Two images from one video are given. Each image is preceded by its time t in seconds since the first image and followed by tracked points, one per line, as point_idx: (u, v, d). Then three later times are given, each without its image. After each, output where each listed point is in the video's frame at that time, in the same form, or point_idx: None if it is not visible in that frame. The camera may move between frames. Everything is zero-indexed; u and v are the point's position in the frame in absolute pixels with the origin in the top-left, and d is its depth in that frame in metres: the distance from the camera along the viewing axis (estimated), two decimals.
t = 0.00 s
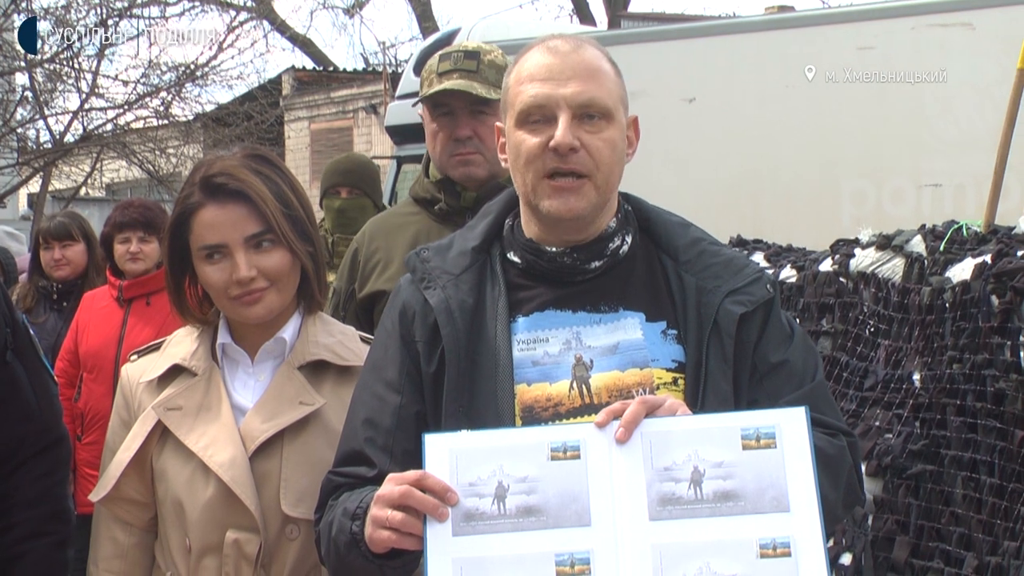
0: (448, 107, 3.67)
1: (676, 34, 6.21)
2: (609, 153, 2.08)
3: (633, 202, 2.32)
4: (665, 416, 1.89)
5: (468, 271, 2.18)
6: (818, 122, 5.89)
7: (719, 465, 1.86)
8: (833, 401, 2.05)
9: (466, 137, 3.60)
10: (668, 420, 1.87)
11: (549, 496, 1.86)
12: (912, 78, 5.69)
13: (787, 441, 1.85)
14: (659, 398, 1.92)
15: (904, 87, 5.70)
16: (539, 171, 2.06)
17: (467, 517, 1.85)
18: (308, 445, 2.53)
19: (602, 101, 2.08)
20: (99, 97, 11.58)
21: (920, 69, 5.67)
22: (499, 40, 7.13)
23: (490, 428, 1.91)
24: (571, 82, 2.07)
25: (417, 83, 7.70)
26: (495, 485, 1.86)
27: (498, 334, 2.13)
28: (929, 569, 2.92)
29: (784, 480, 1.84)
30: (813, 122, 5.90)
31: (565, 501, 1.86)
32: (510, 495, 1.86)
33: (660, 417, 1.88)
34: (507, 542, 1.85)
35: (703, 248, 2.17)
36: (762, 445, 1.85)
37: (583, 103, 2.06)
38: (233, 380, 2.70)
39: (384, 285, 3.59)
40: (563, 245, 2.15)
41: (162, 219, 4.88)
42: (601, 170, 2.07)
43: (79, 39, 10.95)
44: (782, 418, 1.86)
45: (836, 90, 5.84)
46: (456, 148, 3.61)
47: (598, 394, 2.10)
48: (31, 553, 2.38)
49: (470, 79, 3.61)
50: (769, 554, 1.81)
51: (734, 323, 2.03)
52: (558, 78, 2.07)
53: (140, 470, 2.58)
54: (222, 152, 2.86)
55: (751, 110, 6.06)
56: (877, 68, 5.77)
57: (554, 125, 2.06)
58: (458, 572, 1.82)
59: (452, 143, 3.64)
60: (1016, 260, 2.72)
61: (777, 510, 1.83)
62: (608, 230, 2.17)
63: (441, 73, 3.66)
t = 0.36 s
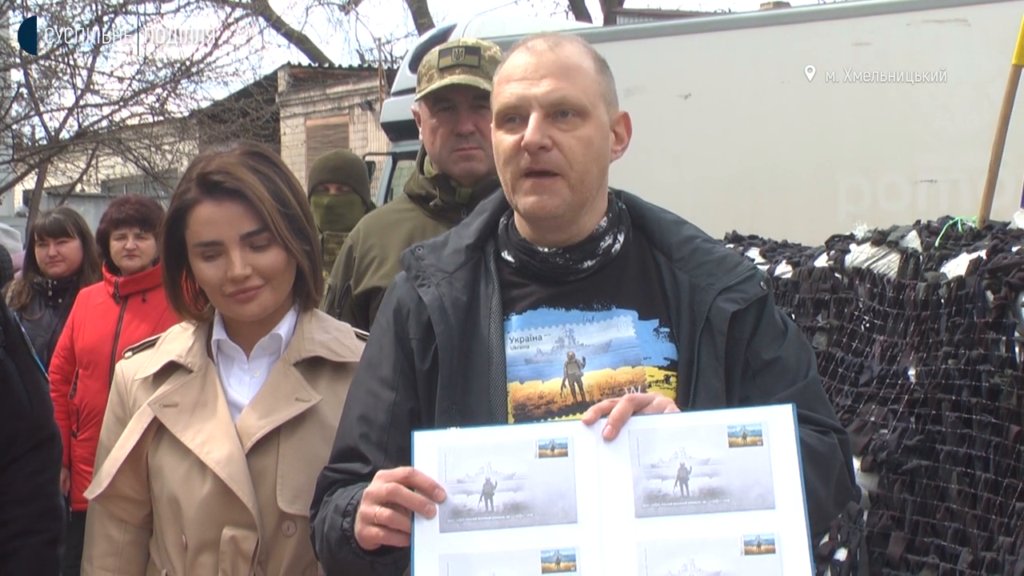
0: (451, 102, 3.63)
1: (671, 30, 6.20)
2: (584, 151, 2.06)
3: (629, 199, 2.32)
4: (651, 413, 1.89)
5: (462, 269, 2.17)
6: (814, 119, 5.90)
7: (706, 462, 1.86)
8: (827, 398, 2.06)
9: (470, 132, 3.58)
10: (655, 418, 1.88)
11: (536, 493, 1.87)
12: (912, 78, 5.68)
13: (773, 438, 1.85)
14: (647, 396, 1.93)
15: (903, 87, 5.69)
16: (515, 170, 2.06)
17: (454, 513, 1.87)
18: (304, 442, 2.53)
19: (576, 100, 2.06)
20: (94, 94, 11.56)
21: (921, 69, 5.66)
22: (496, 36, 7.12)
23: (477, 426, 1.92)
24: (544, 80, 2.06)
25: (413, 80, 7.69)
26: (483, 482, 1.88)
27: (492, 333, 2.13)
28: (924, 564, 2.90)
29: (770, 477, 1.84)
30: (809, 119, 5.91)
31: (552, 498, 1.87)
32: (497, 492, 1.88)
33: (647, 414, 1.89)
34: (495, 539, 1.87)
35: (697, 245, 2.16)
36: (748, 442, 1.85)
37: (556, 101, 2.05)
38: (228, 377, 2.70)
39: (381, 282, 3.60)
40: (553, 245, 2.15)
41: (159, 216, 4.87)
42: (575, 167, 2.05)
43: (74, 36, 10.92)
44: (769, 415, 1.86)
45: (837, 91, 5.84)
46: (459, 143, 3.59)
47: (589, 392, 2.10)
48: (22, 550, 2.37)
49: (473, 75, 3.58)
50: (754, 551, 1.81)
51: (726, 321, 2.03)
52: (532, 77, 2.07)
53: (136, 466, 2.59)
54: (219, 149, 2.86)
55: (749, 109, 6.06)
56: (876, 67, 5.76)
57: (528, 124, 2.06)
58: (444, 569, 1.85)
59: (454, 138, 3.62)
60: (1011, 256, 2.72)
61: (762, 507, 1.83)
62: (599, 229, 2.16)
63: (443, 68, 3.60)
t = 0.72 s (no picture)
0: (444, 99, 3.61)
1: (667, 27, 6.21)
2: (553, 147, 2.05)
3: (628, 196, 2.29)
4: (632, 408, 1.90)
5: (457, 265, 2.19)
6: (809, 117, 5.91)
7: (684, 457, 1.85)
8: (819, 394, 2.07)
9: (463, 130, 3.59)
10: (635, 413, 1.88)
11: (517, 486, 1.88)
12: (912, 78, 5.69)
13: (753, 433, 1.84)
14: (629, 391, 1.93)
15: (903, 87, 5.72)
16: (489, 169, 2.09)
17: (433, 505, 1.88)
18: (301, 439, 2.53)
19: (543, 96, 2.05)
20: (89, 91, 11.55)
21: (921, 69, 5.68)
22: (491, 33, 7.12)
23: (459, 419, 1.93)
24: (514, 78, 2.06)
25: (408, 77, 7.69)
26: (463, 475, 1.88)
27: (485, 330, 2.15)
28: (918, 562, 2.91)
29: (748, 472, 1.83)
30: (805, 117, 5.92)
31: (531, 490, 1.87)
32: (477, 485, 1.88)
33: (629, 409, 1.89)
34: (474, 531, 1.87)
35: (693, 242, 2.16)
36: (728, 437, 1.85)
37: (523, 99, 2.05)
38: (224, 374, 2.70)
39: (375, 279, 3.60)
40: (546, 240, 2.15)
41: (155, 213, 4.87)
42: (545, 163, 2.05)
43: (69, 33, 10.91)
44: (750, 410, 1.85)
45: (838, 92, 5.85)
46: (452, 141, 3.59)
47: (580, 387, 2.11)
48: (17, 549, 2.38)
49: (466, 71, 3.56)
50: (729, 545, 1.80)
51: (717, 318, 2.02)
52: (503, 77, 2.08)
53: (133, 463, 2.59)
54: (216, 145, 2.86)
55: (744, 106, 6.05)
56: (876, 67, 5.78)
57: (497, 123, 2.07)
58: (421, 560, 1.85)
59: (447, 135, 3.62)
60: (1005, 253, 2.75)
61: (739, 501, 1.82)
62: (592, 223, 2.15)
63: (436, 65, 3.59)
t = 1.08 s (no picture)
0: (441, 99, 3.60)
1: (664, 27, 6.21)
2: (537, 155, 2.04)
3: (621, 193, 2.29)
4: (609, 406, 1.91)
5: (451, 266, 2.22)
6: (805, 117, 5.93)
7: (656, 453, 1.84)
8: (815, 392, 2.07)
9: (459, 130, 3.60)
10: (607, 411, 1.89)
11: (489, 484, 1.90)
12: (911, 78, 5.72)
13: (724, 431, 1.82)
14: (607, 389, 1.94)
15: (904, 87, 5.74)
16: (478, 180, 2.09)
17: (407, 503, 1.91)
18: (299, 437, 2.53)
19: (523, 105, 2.04)
20: (85, 90, 11.54)
21: (920, 68, 5.70)
22: (488, 33, 7.12)
23: (438, 420, 1.98)
24: (493, 89, 2.05)
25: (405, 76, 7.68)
26: (437, 473, 1.92)
27: (476, 330, 2.16)
28: (915, 561, 2.91)
29: (718, 468, 1.81)
30: (801, 117, 5.93)
31: (503, 488, 1.89)
32: (450, 483, 1.91)
33: (604, 407, 1.91)
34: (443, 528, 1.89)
35: (685, 240, 2.15)
36: (700, 434, 1.84)
37: (504, 109, 2.03)
38: (222, 373, 2.70)
39: (372, 279, 3.60)
40: (537, 240, 2.14)
41: (152, 213, 4.86)
42: (532, 172, 2.04)
43: (65, 32, 10.89)
44: (722, 408, 1.84)
45: (838, 92, 5.85)
46: (448, 141, 3.59)
47: (569, 387, 2.11)
48: (16, 548, 2.38)
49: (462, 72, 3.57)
50: (694, 542, 1.77)
51: (705, 317, 2.03)
52: (482, 88, 2.06)
53: (130, 462, 2.59)
54: (215, 144, 2.86)
55: (741, 106, 6.05)
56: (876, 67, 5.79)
57: (480, 136, 2.06)
58: (391, 555, 1.88)
59: (443, 135, 3.61)
60: (1001, 253, 2.77)
61: (707, 497, 1.80)
62: (583, 224, 2.14)
63: (432, 66, 3.60)
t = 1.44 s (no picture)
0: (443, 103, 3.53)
1: (668, 29, 6.21)
2: (550, 191, 2.03)
3: (619, 193, 2.31)
4: (604, 412, 1.91)
5: (448, 275, 2.23)
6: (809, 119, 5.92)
7: (650, 458, 1.83)
8: (817, 391, 2.04)
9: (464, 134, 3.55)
10: (602, 417, 1.89)
11: (484, 489, 1.91)
12: (910, 78, 5.70)
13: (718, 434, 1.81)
14: (603, 396, 1.95)
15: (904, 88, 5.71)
16: (488, 222, 2.06)
17: (404, 508, 1.94)
18: (303, 439, 2.53)
19: (527, 144, 1.99)
20: (90, 93, 11.56)
21: (920, 68, 5.68)
22: (492, 35, 7.12)
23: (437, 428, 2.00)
24: (493, 133, 1.98)
25: (409, 78, 7.69)
26: (434, 479, 1.93)
27: (474, 341, 2.17)
28: (921, 563, 2.90)
29: (711, 471, 1.78)
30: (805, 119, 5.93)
31: (499, 492, 1.90)
32: (447, 488, 1.92)
33: (600, 413, 1.91)
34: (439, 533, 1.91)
35: (682, 239, 2.14)
36: (694, 438, 1.82)
37: (510, 153, 1.99)
38: (226, 375, 2.69)
39: (377, 281, 3.61)
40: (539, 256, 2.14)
41: (156, 214, 4.86)
42: (547, 208, 2.04)
43: (70, 34, 10.92)
44: (717, 413, 1.83)
45: (837, 91, 5.85)
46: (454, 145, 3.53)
47: (568, 394, 2.11)
48: (21, 549, 2.38)
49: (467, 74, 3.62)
50: (686, 544, 1.74)
51: (702, 319, 2.02)
52: (479, 133, 1.98)
53: (135, 463, 2.59)
54: (219, 146, 2.86)
55: (746, 109, 6.06)
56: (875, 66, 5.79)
57: (486, 182, 2.01)
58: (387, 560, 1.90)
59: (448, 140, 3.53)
60: (1008, 254, 2.74)
61: (699, 500, 1.77)
62: (580, 232, 2.15)
63: (438, 68, 3.62)
